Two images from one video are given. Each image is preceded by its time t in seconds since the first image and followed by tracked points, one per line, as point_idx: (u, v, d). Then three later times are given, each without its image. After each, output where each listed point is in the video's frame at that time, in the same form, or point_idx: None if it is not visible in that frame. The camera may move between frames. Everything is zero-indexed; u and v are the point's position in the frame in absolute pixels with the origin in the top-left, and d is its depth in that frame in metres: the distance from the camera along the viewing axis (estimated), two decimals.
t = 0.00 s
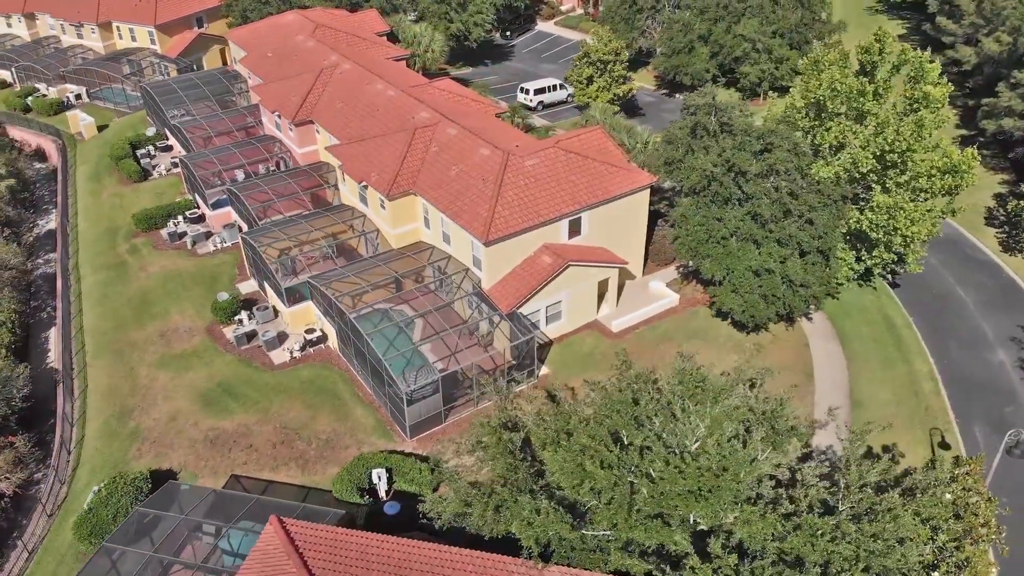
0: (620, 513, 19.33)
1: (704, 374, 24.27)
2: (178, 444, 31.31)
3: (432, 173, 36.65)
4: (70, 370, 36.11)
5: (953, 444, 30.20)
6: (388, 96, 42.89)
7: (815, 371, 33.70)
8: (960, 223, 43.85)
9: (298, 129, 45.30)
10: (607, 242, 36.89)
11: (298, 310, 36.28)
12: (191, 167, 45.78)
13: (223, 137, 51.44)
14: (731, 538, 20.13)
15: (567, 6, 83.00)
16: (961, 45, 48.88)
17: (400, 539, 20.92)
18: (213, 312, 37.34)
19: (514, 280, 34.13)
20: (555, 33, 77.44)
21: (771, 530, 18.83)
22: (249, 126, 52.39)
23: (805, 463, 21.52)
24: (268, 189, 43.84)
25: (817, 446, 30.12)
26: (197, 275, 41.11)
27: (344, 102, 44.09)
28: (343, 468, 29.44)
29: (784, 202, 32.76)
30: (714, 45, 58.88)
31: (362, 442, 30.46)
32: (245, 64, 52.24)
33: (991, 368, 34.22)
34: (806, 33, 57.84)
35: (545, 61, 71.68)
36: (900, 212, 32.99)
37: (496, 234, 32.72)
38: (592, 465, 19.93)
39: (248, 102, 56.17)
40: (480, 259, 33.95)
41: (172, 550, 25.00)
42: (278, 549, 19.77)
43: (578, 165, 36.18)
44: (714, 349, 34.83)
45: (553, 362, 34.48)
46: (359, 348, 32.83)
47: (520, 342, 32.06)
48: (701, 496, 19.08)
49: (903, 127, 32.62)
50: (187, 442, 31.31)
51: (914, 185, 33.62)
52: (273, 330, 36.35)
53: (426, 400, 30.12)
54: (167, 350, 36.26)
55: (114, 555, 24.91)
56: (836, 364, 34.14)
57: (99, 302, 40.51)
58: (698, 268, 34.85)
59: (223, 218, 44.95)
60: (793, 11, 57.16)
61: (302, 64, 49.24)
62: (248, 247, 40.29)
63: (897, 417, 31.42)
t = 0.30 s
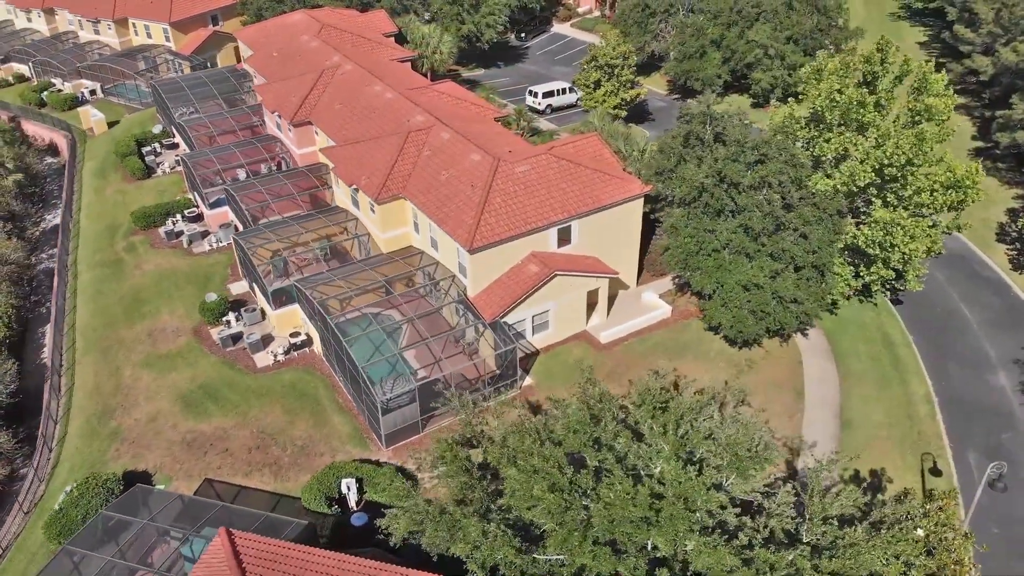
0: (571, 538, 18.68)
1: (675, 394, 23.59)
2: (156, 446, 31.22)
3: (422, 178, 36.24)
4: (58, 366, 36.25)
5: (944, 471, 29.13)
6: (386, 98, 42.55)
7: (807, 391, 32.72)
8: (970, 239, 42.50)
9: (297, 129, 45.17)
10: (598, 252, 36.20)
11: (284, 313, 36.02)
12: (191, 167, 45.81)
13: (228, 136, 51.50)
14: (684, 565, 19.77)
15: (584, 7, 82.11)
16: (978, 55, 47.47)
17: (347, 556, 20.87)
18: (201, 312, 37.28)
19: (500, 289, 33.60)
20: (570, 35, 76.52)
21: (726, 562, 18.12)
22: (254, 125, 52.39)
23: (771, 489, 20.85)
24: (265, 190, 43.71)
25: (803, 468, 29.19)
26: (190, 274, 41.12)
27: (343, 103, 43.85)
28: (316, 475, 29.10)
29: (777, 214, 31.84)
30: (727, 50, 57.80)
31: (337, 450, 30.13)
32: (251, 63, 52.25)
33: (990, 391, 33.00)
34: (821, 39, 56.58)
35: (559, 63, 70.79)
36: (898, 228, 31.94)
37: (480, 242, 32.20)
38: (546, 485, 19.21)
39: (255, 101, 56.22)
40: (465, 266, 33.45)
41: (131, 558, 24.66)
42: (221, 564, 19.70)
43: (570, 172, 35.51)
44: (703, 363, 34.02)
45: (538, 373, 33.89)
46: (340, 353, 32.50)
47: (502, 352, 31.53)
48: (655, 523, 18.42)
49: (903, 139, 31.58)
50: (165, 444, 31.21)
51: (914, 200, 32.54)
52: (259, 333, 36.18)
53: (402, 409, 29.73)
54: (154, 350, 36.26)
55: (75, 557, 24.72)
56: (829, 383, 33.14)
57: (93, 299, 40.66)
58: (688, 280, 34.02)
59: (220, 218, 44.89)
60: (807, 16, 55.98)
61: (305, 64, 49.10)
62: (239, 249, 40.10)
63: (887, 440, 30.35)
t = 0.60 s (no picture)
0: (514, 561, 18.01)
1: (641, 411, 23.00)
2: (131, 447, 31.13)
3: (409, 182, 35.85)
4: (44, 363, 36.33)
5: (930, 495, 28.09)
6: (380, 100, 42.22)
7: (794, 406, 31.90)
8: (974, 253, 41.32)
9: (293, 130, 45.01)
10: (585, 260, 35.61)
11: (267, 316, 35.88)
12: (187, 166, 45.84)
13: (228, 135, 51.47)
14: None
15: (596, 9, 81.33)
16: (989, 65, 46.23)
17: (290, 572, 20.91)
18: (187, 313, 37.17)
19: (481, 297, 33.13)
20: (581, 37, 75.80)
21: None
22: (255, 124, 52.35)
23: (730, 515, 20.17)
24: (258, 190, 43.60)
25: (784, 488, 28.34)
26: (180, 274, 41.12)
27: (337, 104, 43.60)
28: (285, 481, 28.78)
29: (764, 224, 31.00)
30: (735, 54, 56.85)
31: (309, 457, 29.82)
32: (253, 63, 52.21)
33: (984, 411, 31.89)
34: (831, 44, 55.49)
35: (567, 65, 70.03)
36: (889, 242, 31.02)
37: (461, 248, 31.70)
38: (491, 504, 18.39)
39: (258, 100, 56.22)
40: (446, 272, 33.01)
41: (96, 563, 24.53)
42: None
43: (558, 179, 34.94)
44: (687, 376, 33.33)
45: (518, 382, 33.38)
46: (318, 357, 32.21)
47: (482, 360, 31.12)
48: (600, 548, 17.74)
49: (897, 150, 30.64)
50: (141, 445, 31.12)
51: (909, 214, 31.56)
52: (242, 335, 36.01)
53: (375, 418, 29.41)
54: (138, 349, 36.25)
55: (36, 558, 24.49)
56: (817, 399, 32.26)
57: (84, 296, 40.73)
58: (675, 292, 33.24)
59: (213, 217, 44.77)
60: (817, 21, 54.91)
61: (305, 64, 48.95)
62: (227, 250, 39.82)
63: (873, 461, 29.38)
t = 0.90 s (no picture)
0: None
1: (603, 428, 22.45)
2: (107, 447, 31.12)
3: (394, 186, 35.52)
4: (30, 360, 36.50)
5: (912, 518, 27.20)
6: (373, 102, 41.94)
7: (777, 422, 31.15)
8: (976, 267, 40.20)
9: (287, 130, 44.88)
10: (571, 267, 35.03)
11: (250, 317, 35.72)
12: (184, 164, 45.88)
13: (227, 134, 51.50)
14: None
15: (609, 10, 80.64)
16: (1000, 73, 44.97)
17: None
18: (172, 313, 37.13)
19: (462, 303, 32.71)
20: (592, 39, 75.13)
21: None
22: (255, 124, 52.31)
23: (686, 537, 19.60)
24: (252, 190, 43.48)
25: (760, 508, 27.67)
26: (170, 274, 41.15)
27: (331, 105, 43.40)
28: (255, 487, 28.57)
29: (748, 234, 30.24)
30: (741, 58, 55.87)
31: (281, 462, 29.60)
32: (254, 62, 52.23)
33: (976, 433, 30.87)
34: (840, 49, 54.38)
35: (576, 66, 69.45)
36: (878, 254, 29.80)
37: (439, 254, 31.28)
38: (432, 523, 17.96)
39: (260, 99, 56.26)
40: (426, 278, 32.64)
41: (61, 565, 24.49)
42: None
43: (544, 184, 34.42)
44: (669, 388, 32.70)
45: (498, 391, 32.94)
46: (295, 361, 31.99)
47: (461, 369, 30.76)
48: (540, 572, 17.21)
49: (887, 160, 29.77)
50: (117, 446, 31.10)
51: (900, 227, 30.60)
52: (225, 336, 35.89)
53: (347, 425, 29.12)
54: (123, 348, 36.28)
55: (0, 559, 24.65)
56: (801, 415, 31.46)
57: (75, 292, 40.88)
58: (660, 302, 32.55)
59: (207, 216, 44.74)
60: (826, 26, 53.74)
61: (304, 64, 48.83)
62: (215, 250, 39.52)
63: (854, 482, 28.58)
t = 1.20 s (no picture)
0: None
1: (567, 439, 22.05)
2: (87, 445, 31.21)
3: (381, 188, 35.32)
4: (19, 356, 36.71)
5: (893, 538, 26.55)
6: (367, 103, 41.77)
7: (760, 435, 30.59)
8: (977, 279, 39.30)
9: (283, 130, 44.84)
10: (556, 272, 34.59)
11: (236, 317, 35.64)
12: (180, 163, 45.97)
13: (227, 132, 51.61)
14: None
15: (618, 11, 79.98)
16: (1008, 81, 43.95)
17: None
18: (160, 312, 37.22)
19: (444, 308, 32.42)
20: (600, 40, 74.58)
21: None
22: (256, 123, 52.39)
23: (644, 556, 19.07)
24: (245, 190, 43.44)
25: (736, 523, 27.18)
26: (163, 272, 41.28)
27: (326, 106, 43.30)
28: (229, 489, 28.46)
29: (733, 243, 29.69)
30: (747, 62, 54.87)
31: (256, 465, 29.51)
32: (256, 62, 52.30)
33: (966, 450, 30.06)
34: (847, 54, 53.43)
35: (584, 68, 69.03)
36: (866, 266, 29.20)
37: (420, 259, 31.01)
38: (378, 535, 17.68)
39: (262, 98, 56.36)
40: (408, 282, 32.39)
41: (33, 564, 24.30)
42: None
43: (531, 189, 34.02)
44: (652, 397, 32.25)
45: (479, 397, 32.65)
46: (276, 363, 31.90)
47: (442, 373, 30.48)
48: None
49: (877, 170, 29.11)
50: (96, 444, 31.17)
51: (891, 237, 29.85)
52: (211, 336, 35.90)
53: (321, 429, 28.96)
54: (110, 346, 36.42)
55: None
56: (785, 429, 30.87)
57: (68, 289, 41.10)
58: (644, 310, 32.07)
59: (203, 215, 44.74)
60: (833, 30, 52.93)
61: (303, 64, 48.81)
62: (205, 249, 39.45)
63: (835, 499, 27.94)
